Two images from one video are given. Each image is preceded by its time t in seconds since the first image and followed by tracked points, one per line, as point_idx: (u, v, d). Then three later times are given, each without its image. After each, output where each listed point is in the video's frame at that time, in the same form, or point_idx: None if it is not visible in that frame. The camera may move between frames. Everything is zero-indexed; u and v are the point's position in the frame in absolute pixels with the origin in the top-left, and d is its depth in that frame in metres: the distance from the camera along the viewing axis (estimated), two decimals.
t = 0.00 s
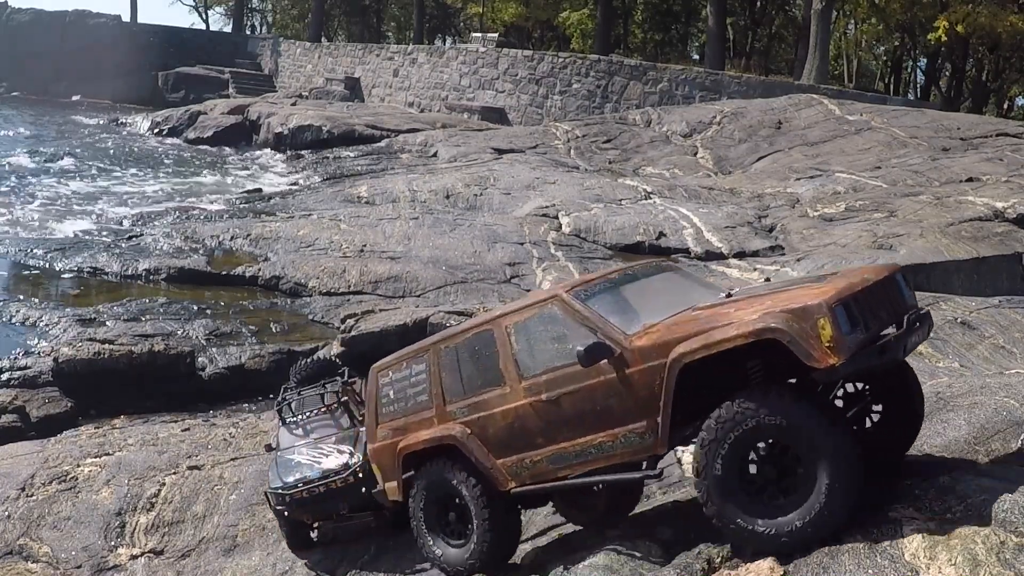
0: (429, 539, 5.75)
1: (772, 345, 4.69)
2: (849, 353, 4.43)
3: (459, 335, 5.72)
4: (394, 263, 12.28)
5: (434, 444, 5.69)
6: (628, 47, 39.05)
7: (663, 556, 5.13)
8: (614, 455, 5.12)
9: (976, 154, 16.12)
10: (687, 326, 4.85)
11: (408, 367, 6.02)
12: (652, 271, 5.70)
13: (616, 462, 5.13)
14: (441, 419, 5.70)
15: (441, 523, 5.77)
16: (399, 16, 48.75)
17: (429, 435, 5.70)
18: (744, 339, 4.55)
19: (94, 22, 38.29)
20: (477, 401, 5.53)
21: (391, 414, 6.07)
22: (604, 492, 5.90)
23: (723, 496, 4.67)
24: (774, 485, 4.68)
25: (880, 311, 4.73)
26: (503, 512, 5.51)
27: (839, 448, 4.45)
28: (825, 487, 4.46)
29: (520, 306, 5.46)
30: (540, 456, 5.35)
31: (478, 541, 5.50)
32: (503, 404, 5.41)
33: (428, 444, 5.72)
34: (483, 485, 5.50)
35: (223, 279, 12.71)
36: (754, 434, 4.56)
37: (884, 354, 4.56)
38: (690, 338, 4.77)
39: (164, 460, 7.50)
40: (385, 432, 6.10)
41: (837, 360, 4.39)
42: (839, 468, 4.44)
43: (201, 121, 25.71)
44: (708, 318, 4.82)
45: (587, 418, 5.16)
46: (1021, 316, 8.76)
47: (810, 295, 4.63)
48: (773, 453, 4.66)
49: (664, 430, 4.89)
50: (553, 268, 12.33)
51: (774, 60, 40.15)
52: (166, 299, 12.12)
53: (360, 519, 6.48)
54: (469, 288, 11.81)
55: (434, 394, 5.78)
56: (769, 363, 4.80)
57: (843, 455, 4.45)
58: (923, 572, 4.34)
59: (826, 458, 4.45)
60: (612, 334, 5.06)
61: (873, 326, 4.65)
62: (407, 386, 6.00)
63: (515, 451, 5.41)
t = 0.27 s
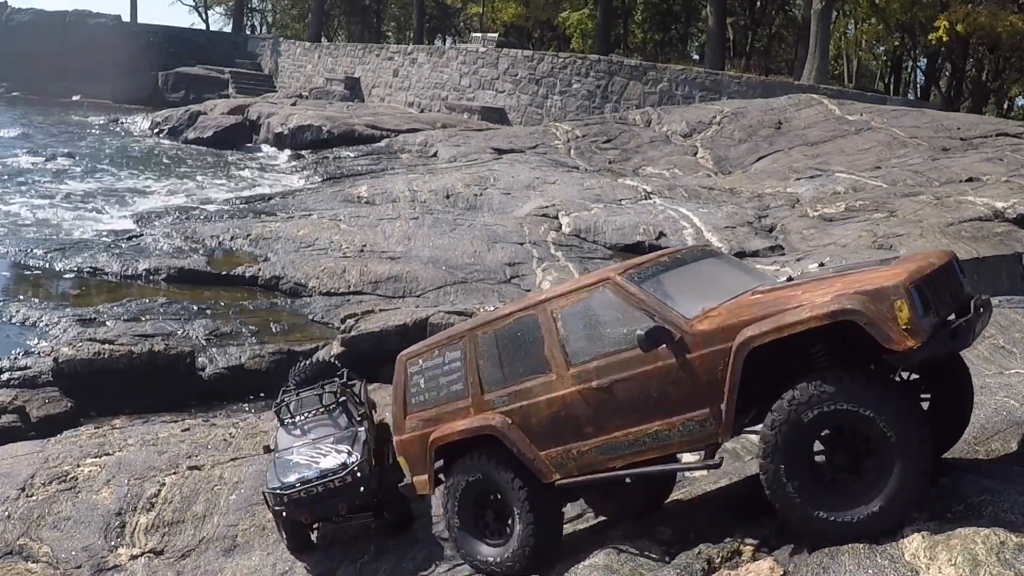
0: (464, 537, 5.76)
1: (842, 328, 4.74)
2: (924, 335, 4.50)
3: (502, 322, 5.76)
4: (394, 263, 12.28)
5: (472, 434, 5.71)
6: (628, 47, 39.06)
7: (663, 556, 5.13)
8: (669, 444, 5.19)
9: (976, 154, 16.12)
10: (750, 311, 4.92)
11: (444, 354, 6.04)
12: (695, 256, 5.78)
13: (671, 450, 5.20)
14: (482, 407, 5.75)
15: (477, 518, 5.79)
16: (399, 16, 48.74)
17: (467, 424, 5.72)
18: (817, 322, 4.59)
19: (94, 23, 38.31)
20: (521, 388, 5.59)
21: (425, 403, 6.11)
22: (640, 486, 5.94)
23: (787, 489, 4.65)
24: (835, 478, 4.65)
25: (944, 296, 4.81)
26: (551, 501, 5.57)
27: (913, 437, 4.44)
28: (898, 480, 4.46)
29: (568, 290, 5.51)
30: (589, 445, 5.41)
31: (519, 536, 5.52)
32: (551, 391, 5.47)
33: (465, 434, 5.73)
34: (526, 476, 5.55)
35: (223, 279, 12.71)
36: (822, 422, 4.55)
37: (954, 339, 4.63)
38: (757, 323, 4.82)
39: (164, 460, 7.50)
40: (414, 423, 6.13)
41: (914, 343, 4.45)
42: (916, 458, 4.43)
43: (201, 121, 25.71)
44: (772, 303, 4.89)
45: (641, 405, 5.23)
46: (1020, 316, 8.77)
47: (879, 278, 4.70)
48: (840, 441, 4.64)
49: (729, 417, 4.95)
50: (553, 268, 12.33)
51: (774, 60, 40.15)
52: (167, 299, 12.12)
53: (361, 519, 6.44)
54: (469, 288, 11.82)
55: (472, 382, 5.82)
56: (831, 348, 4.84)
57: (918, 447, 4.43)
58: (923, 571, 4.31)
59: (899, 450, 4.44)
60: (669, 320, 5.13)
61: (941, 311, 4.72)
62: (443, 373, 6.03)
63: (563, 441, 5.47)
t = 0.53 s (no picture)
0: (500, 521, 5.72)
1: (927, 315, 4.74)
2: (1007, 327, 4.50)
3: (557, 297, 5.71)
4: (394, 263, 12.29)
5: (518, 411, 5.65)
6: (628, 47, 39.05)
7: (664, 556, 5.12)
8: (726, 427, 5.18)
9: (976, 154, 16.11)
10: (829, 295, 4.91)
11: (491, 326, 5.98)
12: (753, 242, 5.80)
13: (728, 435, 5.19)
14: (534, 384, 5.69)
15: (514, 502, 5.73)
16: (399, 16, 48.71)
17: (513, 401, 5.66)
18: (902, 307, 4.59)
19: (94, 23, 38.26)
20: (577, 367, 5.55)
21: (466, 377, 6.04)
22: (676, 477, 6.02)
23: (851, 475, 4.55)
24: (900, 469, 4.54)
25: None
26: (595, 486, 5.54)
27: (993, 425, 4.33)
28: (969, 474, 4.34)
29: (630, 267, 5.48)
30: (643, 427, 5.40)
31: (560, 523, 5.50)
32: (607, 369, 5.45)
33: (510, 412, 5.67)
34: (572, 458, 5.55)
35: (223, 279, 12.71)
36: (898, 408, 4.43)
37: None
38: (837, 306, 4.82)
39: (164, 460, 7.50)
40: (452, 397, 6.06)
41: (998, 334, 4.46)
42: (994, 444, 4.33)
43: (201, 121, 25.70)
44: (852, 289, 4.88)
45: (699, 386, 5.23)
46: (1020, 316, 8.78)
47: (963, 268, 4.71)
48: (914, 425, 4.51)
49: (800, 400, 4.94)
50: (553, 268, 12.34)
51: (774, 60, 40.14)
52: (167, 299, 12.13)
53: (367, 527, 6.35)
54: (469, 288, 11.82)
55: (519, 356, 5.76)
56: (904, 336, 4.83)
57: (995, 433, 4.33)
58: (923, 571, 4.33)
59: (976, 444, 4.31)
60: (742, 301, 5.10)
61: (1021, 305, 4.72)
62: (488, 347, 5.96)
63: (616, 421, 5.46)
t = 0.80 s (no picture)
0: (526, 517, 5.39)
1: (974, 305, 4.47)
2: None
3: (580, 288, 5.26)
4: (394, 263, 12.29)
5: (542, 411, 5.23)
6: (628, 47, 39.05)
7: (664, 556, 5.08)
8: (771, 426, 4.83)
9: (976, 154, 16.11)
10: (872, 285, 4.59)
11: (506, 320, 5.50)
12: (782, 225, 5.44)
13: (768, 431, 4.85)
14: (555, 382, 5.26)
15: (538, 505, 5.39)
16: (399, 16, 48.72)
17: (536, 400, 5.23)
18: (948, 299, 4.30)
19: (94, 23, 38.23)
20: (601, 362, 5.15)
21: (483, 374, 5.55)
22: (696, 468, 5.87)
23: (899, 427, 4.44)
24: (944, 463, 4.44)
25: None
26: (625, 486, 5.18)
27: None
28: (999, 493, 4.32)
29: (661, 257, 5.06)
30: (677, 426, 5.03)
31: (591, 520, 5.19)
32: (638, 365, 5.05)
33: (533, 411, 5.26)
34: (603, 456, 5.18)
35: (223, 279, 12.71)
36: (960, 396, 4.32)
37: None
38: (882, 297, 4.51)
39: (164, 460, 7.49)
40: (470, 396, 5.59)
41: None
42: None
43: (201, 121, 25.70)
44: (896, 278, 4.59)
45: (741, 382, 4.85)
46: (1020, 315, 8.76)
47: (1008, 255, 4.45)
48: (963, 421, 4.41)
49: (845, 394, 4.60)
50: (553, 268, 12.33)
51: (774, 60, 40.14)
52: (167, 299, 12.12)
53: (383, 547, 6.34)
54: (469, 288, 11.82)
55: (541, 352, 5.31)
56: (950, 325, 4.57)
57: None
58: (923, 571, 4.34)
59: None
60: (779, 293, 4.76)
61: None
62: (505, 342, 5.48)
63: (649, 420, 5.08)
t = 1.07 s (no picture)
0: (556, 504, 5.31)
1: None
2: None
3: (617, 273, 5.16)
4: (394, 263, 12.29)
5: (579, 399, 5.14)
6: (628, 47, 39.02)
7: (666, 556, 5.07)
8: (816, 412, 4.79)
9: (976, 154, 16.11)
10: (925, 271, 4.51)
11: (540, 306, 5.42)
12: (821, 209, 5.34)
13: (814, 419, 4.79)
14: (593, 369, 5.17)
15: (571, 493, 5.30)
16: (399, 16, 48.75)
17: (573, 388, 5.14)
18: (1008, 284, 4.21)
19: (95, 23, 38.21)
20: (642, 349, 5.06)
21: (515, 362, 5.47)
22: (709, 468, 5.79)
23: (955, 426, 4.43)
24: (992, 456, 4.42)
25: None
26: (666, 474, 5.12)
27: None
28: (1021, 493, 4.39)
29: (702, 243, 4.96)
30: (720, 413, 4.96)
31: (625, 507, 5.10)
32: (679, 353, 4.97)
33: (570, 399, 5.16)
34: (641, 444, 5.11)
35: (223, 279, 12.71)
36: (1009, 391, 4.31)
37: None
38: (936, 283, 4.42)
39: (164, 460, 7.50)
40: (500, 384, 5.51)
41: None
42: None
43: (201, 121, 25.70)
44: (948, 264, 4.50)
45: (786, 369, 4.78)
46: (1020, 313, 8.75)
47: None
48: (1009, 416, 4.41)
49: (895, 381, 4.54)
50: (553, 268, 12.33)
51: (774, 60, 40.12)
52: (167, 299, 12.13)
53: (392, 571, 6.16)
54: (469, 288, 11.83)
55: (576, 339, 5.23)
56: (1001, 312, 4.52)
57: None
58: (923, 571, 4.34)
59: None
60: (829, 278, 4.67)
61: None
62: (539, 329, 5.40)
63: (690, 408, 5.00)
